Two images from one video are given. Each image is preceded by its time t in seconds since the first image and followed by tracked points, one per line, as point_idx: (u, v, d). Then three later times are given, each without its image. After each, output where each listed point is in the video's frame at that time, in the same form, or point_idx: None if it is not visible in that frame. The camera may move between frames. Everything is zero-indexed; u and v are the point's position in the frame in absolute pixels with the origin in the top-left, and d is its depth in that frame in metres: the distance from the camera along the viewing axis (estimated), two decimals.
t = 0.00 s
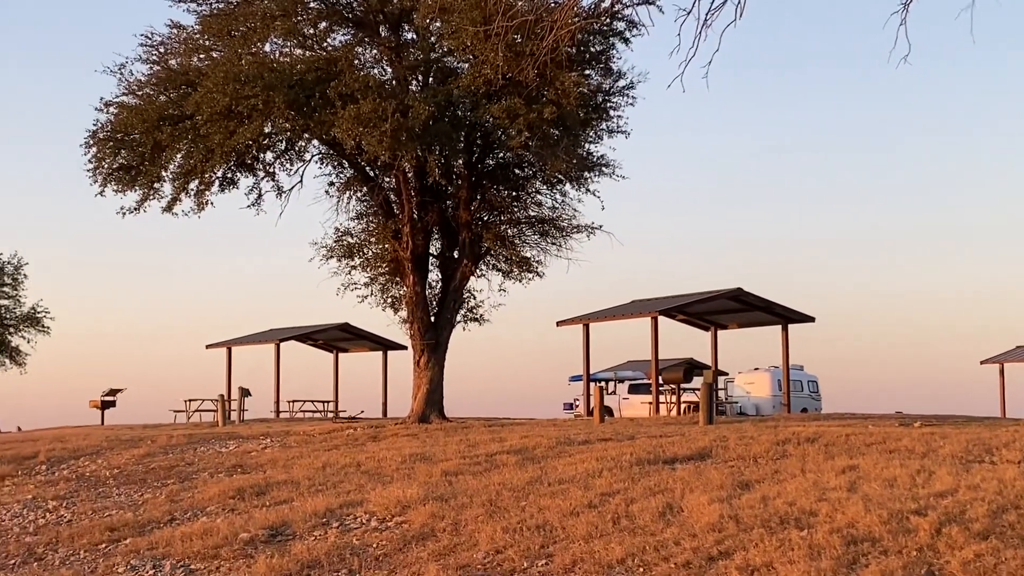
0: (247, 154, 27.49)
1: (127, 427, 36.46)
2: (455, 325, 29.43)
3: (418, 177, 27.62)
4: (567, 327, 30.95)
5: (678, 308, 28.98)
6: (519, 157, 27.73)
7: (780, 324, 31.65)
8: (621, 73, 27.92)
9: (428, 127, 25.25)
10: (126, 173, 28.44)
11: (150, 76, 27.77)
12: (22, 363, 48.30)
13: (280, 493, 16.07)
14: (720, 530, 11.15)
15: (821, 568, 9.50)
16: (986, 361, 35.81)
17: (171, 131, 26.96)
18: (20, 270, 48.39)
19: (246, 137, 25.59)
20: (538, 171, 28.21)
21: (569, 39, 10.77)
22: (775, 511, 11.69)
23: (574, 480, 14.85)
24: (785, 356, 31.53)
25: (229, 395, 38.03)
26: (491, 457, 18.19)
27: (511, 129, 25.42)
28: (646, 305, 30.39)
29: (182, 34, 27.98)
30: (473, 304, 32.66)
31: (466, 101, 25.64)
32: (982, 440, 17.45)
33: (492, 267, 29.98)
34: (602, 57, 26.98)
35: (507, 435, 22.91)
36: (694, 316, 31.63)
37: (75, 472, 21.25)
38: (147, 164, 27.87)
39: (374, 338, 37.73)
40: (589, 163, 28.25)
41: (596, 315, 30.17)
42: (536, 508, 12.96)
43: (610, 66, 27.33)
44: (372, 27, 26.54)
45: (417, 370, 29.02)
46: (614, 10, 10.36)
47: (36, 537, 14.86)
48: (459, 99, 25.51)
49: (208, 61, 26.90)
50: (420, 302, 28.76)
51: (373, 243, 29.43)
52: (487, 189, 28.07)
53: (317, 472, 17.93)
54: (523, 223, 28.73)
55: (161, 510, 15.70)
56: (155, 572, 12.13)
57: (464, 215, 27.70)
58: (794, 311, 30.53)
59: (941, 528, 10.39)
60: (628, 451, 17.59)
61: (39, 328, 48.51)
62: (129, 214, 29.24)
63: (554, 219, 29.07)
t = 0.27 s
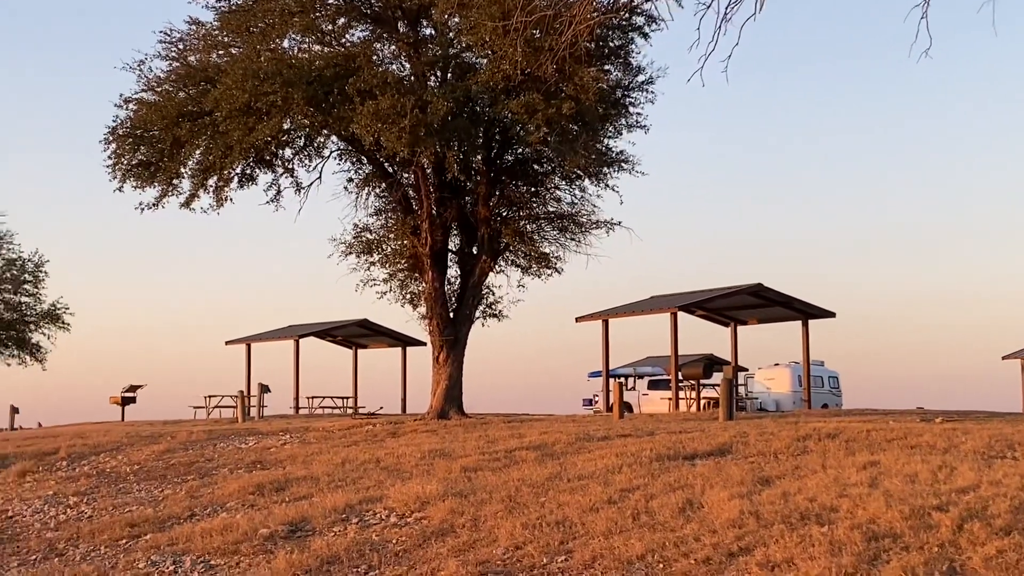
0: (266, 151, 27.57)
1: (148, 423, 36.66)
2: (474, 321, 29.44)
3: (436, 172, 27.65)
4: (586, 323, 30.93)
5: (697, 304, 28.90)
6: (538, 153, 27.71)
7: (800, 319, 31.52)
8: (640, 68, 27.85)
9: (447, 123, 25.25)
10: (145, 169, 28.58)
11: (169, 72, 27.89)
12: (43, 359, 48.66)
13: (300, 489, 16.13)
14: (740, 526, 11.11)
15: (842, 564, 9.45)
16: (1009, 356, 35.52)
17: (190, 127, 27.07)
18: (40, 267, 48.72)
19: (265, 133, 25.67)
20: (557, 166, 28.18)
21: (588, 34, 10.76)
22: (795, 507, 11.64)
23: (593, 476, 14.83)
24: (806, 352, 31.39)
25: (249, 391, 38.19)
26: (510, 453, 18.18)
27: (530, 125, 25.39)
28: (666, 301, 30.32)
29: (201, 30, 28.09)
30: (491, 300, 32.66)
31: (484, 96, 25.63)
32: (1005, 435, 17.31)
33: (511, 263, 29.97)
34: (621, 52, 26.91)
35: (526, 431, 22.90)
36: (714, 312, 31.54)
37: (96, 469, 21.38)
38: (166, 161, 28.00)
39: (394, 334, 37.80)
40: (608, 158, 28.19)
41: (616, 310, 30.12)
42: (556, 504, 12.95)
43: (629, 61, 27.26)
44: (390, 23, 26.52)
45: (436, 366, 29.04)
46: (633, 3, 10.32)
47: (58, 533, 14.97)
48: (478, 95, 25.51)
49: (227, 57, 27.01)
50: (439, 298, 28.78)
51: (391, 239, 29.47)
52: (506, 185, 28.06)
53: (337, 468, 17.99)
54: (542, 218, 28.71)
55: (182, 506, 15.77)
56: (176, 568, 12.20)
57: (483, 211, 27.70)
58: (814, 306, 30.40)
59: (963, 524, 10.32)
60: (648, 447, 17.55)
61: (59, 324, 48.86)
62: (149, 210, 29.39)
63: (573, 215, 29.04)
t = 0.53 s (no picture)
0: (284, 148, 27.64)
1: (167, 420, 36.84)
2: (492, 317, 29.44)
3: (454, 169, 27.68)
4: (604, 319, 30.89)
5: (716, 300, 28.81)
6: (556, 149, 27.70)
7: (819, 316, 31.38)
8: (658, 64, 27.77)
9: (464, 120, 25.25)
10: (164, 166, 28.70)
11: (188, 70, 28.00)
12: (64, 356, 48.98)
13: (318, 485, 16.18)
14: (760, 522, 11.07)
15: (862, 561, 9.41)
16: None
17: (209, 124, 27.16)
18: (60, 264, 48.99)
19: (284, 130, 25.72)
20: (575, 163, 28.16)
21: (606, 30, 10.73)
22: (815, 503, 11.59)
23: (612, 472, 14.81)
24: (826, 348, 31.24)
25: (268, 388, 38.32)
26: (528, 449, 18.18)
27: (548, 121, 25.35)
28: (684, 297, 30.25)
29: (219, 28, 28.18)
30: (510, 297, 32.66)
31: (502, 93, 25.63)
32: None
33: (529, 259, 29.96)
34: (639, 48, 26.84)
35: (544, 427, 22.88)
36: (732, 308, 31.44)
37: (116, 465, 21.51)
38: (185, 158, 28.11)
39: (412, 331, 37.84)
40: (626, 155, 28.12)
41: (634, 307, 30.07)
42: (574, 500, 12.94)
43: (647, 57, 27.19)
44: (408, 20, 26.46)
45: (454, 362, 29.07)
46: None
47: (78, 529, 15.06)
48: (496, 91, 25.51)
49: (246, 54, 27.10)
50: (457, 295, 28.80)
51: (409, 236, 29.50)
52: (524, 181, 28.05)
53: (356, 464, 18.04)
54: (560, 215, 28.69)
55: (201, 502, 15.84)
56: (196, 563, 12.26)
57: (500, 208, 27.69)
58: (834, 302, 30.26)
59: (984, 521, 10.26)
60: (666, 443, 17.51)
61: (79, 321, 49.16)
62: (168, 207, 29.52)
63: (591, 211, 29.01)
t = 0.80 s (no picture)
0: (301, 146, 27.70)
1: (185, 417, 37.00)
2: (509, 315, 29.44)
3: (470, 166, 27.71)
4: (621, 316, 30.84)
5: (733, 297, 28.72)
6: (573, 146, 27.69)
7: (837, 312, 31.24)
8: (675, 60, 27.69)
9: (481, 117, 25.24)
10: (181, 165, 28.80)
11: (205, 68, 28.10)
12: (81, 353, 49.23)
13: (335, 482, 16.22)
14: (777, 520, 11.03)
15: (880, 558, 9.36)
16: None
17: (226, 122, 27.25)
18: (78, 262, 49.23)
19: (301, 128, 25.77)
20: (591, 160, 28.13)
21: (621, 27, 10.70)
22: (832, 501, 11.54)
23: (629, 470, 14.78)
24: (843, 345, 31.10)
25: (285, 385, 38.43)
26: (545, 446, 18.17)
27: (564, 118, 25.31)
28: (701, 294, 30.17)
29: (236, 26, 28.27)
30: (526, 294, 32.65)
31: (518, 90, 25.63)
32: None
33: (546, 256, 29.95)
34: (656, 44, 26.77)
35: (561, 425, 22.86)
36: (749, 305, 31.34)
37: (134, 462, 21.62)
38: (202, 157, 28.21)
39: (428, 328, 37.87)
40: (642, 152, 28.06)
41: (651, 304, 30.01)
42: (591, 498, 12.92)
43: (664, 53, 27.12)
44: (424, 17, 26.51)
45: (471, 359, 29.07)
46: None
47: (97, 526, 15.14)
48: (512, 88, 25.51)
49: (263, 52, 27.19)
50: (473, 292, 28.80)
51: (426, 233, 29.52)
52: (540, 178, 28.03)
53: (373, 461, 18.07)
54: (576, 212, 28.66)
55: (219, 499, 15.90)
56: (214, 560, 12.31)
57: (517, 205, 27.67)
58: (852, 299, 30.12)
59: (1003, 518, 10.19)
60: (683, 440, 17.47)
61: (97, 318, 49.40)
62: (185, 205, 29.62)
63: (608, 208, 28.97)
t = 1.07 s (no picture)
0: (316, 145, 27.76)
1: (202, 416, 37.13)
2: (524, 313, 29.43)
3: (486, 165, 27.72)
4: (636, 315, 30.80)
5: (748, 295, 28.63)
6: (588, 144, 27.69)
7: (853, 310, 31.13)
8: (690, 58, 27.62)
9: (496, 115, 25.23)
10: (197, 164, 28.89)
11: (221, 67, 28.17)
12: (98, 352, 49.50)
13: (351, 481, 16.25)
14: (794, 518, 11.00)
15: (896, 557, 9.32)
16: None
17: (241, 122, 27.33)
18: (95, 261, 49.47)
19: (317, 127, 25.80)
20: (606, 158, 28.10)
21: (637, 25, 10.68)
22: (849, 499, 11.49)
23: (644, 468, 14.77)
24: (860, 343, 30.98)
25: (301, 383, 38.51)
26: (560, 445, 18.16)
27: (579, 116, 25.28)
28: (717, 292, 30.11)
29: (251, 26, 28.34)
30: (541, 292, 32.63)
31: (533, 88, 25.63)
32: None
33: (561, 255, 29.93)
34: (671, 42, 26.71)
35: (577, 423, 22.85)
36: (765, 302, 31.24)
37: (151, 461, 21.71)
38: (217, 156, 28.29)
39: (444, 326, 37.88)
40: (658, 149, 27.99)
41: (666, 302, 29.95)
42: (607, 496, 12.91)
43: (679, 51, 27.05)
44: (439, 15, 26.53)
45: (486, 358, 29.07)
46: None
47: (113, 524, 15.22)
48: (527, 86, 25.49)
49: (278, 51, 27.26)
50: (489, 290, 28.79)
51: (441, 231, 29.53)
52: (555, 176, 28.01)
53: (388, 460, 18.10)
54: (592, 210, 28.62)
55: (235, 498, 15.95)
56: (230, 559, 12.35)
57: (532, 203, 27.65)
58: (868, 297, 29.99)
59: (1020, 517, 10.13)
60: (699, 439, 17.44)
61: (114, 317, 49.65)
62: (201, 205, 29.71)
63: (623, 206, 28.93)
